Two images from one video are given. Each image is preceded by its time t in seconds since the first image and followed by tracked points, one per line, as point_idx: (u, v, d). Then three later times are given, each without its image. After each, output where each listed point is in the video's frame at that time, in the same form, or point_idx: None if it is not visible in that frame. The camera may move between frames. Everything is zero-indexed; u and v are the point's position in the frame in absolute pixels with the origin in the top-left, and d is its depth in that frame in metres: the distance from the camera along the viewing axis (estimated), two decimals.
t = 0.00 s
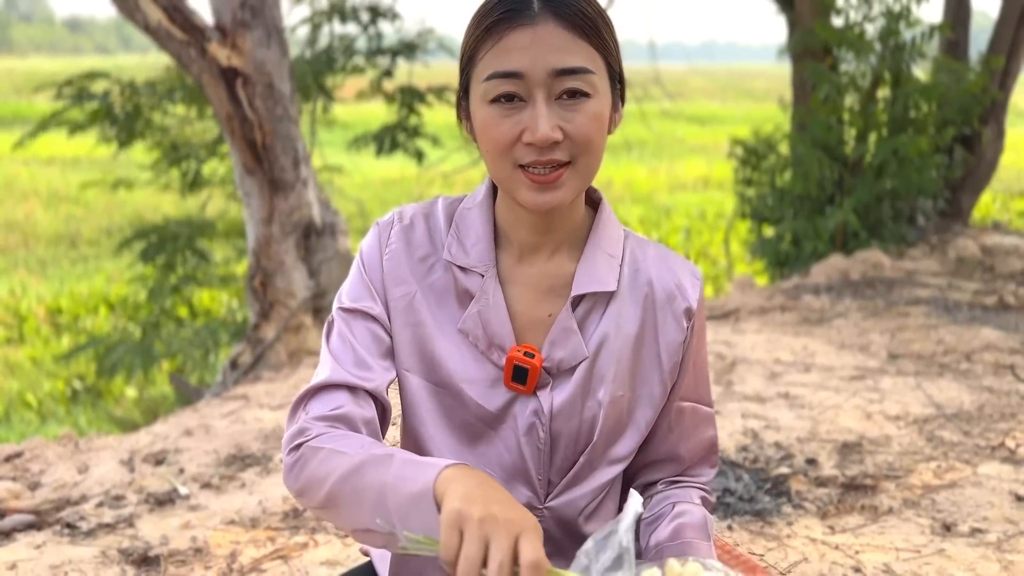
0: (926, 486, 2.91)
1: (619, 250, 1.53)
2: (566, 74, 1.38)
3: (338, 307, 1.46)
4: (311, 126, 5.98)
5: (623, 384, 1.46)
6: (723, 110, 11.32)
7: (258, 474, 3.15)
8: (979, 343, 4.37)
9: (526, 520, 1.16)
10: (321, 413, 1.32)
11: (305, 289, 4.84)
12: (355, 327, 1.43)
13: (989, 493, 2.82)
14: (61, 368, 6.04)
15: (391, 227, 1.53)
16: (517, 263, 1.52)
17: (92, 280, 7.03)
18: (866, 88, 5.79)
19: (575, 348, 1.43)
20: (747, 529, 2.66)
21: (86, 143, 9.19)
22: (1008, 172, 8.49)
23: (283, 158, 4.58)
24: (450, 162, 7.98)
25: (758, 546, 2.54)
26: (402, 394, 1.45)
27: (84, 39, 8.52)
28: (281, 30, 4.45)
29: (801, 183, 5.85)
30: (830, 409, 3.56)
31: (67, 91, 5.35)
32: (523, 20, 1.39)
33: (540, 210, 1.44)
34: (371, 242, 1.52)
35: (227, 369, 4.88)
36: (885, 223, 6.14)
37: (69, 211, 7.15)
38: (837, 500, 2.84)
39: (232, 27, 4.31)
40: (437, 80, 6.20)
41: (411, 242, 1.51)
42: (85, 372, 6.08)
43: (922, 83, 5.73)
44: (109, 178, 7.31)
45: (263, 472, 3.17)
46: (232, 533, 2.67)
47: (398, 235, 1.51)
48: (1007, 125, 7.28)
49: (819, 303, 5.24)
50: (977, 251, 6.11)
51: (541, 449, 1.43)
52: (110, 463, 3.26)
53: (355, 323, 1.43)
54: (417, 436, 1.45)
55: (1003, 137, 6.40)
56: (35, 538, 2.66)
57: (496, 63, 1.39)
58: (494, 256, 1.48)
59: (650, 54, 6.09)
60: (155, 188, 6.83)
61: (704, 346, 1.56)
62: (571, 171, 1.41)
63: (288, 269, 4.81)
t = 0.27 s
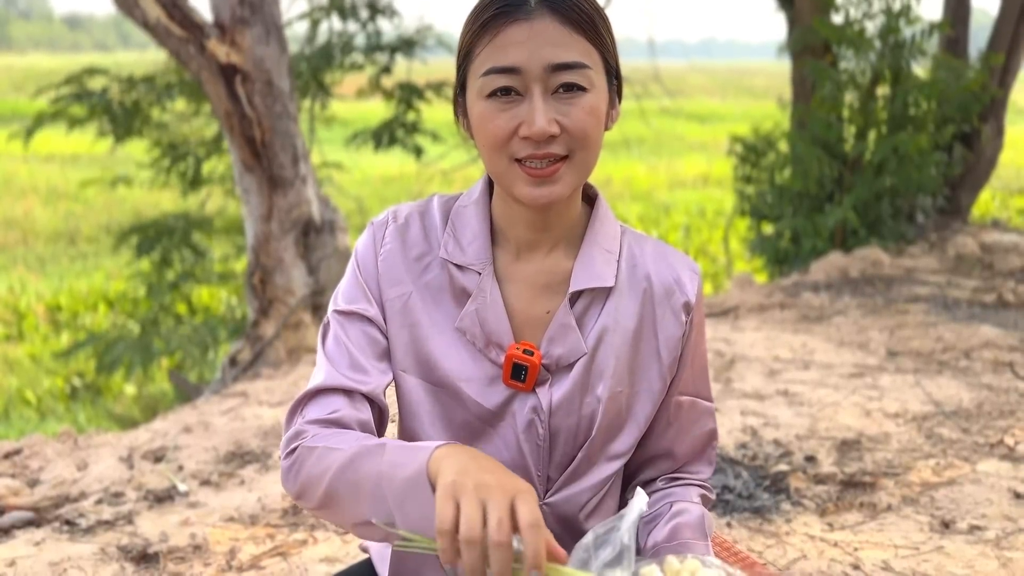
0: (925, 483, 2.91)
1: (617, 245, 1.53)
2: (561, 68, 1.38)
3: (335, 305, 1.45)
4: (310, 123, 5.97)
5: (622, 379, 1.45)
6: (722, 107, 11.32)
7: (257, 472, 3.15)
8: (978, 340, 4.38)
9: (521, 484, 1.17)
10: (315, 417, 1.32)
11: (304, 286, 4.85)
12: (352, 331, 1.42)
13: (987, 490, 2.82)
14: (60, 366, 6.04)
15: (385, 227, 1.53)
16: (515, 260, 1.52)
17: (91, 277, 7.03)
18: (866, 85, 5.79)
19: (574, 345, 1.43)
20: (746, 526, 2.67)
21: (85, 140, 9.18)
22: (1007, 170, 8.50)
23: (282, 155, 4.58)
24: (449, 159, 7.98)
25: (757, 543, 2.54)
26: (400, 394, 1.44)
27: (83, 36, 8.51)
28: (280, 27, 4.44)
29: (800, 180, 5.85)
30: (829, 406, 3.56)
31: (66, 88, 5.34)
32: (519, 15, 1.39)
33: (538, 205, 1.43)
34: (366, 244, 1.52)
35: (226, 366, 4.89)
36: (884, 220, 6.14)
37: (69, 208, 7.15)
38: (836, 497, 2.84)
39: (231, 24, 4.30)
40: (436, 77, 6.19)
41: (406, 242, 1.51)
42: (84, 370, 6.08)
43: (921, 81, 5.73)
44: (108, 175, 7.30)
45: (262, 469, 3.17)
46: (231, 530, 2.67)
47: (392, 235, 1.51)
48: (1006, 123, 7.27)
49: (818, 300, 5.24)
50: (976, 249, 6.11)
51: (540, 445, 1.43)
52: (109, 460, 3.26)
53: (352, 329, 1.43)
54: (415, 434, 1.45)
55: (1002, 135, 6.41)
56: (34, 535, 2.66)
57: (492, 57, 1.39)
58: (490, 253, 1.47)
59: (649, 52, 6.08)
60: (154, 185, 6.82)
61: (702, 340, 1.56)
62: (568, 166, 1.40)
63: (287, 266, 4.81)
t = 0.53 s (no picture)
0: (924, 480, 2.91)
1: (615, 243, 1.53)
2: (559, 65, 1.38)
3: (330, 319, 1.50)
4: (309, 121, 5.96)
5: (624, 377, 1.45)
6: (721, 105, 11.32)
7: (256, 469, 3.15)
8: (977, 338, 4.38)
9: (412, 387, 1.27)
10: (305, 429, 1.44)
11: (303, 284, 4.84)
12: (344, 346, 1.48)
13: (986, 487, 2.83)
14: (59, 364, 6.04)
15: (378, 234, 1.53)
16: (512, 260, 1.52)
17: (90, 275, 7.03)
18: (865, 83, 5.78)
19: (575, 343, 1.43)
20: (745, 523, 2.67)
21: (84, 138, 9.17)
22: (1006, 168, 8.50)
23: (281, 153, 4.58)
24: (448, 157, 7.97)
25: (756, 541, 2.54)
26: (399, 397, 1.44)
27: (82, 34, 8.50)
28: (279, 25, 4.43)
29: (800, 179, 5.84)
30: (828, 404, 3.56)
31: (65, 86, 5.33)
32: (515, 13, 1.39)
33: (537, 203, 1.42)
34: (361, 251, 1.53)
35: (225, 364, 4.89)
36: (883, 219, 6.14)
37: (68, 206, 7.15)
38: (835, 494, 2.85)
39: (230, 21, 4.29)
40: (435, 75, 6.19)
41: (400, 246, 1.51)
42: (84, 367, 6.08)
43: (921, 78, 5.73)
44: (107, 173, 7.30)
45: (261, 466, 3.17)
46: (230, 528, 2.67)
47: (386, 240, 1.51)
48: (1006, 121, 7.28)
49: (817, 298, 5.24)
50: (975, 247, 6.12)
51: (543, 443, 1.42)
52: (108, 458, 3.26)
53: (344, 346, 1.48)
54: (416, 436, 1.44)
55: (1001, 133, 6.41)
56: (33, 532, 2.67)
57: (489, 56, 1.39)
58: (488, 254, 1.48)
59: (649, 50, 6.08)
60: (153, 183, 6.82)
61: (703, 335, 1.55)
62: (568, 163, 1.40)
63: (286, 264, 4.80)
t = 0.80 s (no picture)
0: (923, 479, 2.92)
1: (612, 246, 1.50)
2: (557, 66, 1.38)
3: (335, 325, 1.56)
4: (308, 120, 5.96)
5: (618, 383, 1.43)
6: (721, 104, 11.32)
7: (255, 468, 3.15)
8: (976, 337, 4.38)
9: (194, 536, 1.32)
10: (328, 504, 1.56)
11: (303, 282, 4.85)
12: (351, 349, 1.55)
13: (985, 486, 2.83)
14: (59, 362, 6.03)
15: (372, 239, 1.55)
16: (507, 264, 1.52)
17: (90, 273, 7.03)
18: (864, 81, 5.77)
19: (567, 350, 1.41)
20: (743, 522, 2.67)
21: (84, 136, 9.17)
22: (1005, 167, 8.50)
23: (281, 152, 4.57)
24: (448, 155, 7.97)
25: (755, 540, 2.55)
26: (392, 401, 1.47)
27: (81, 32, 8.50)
28: (278, 23, 4.42)
29: (799, 177, 5.84)
30: (827, 402, 3.57)
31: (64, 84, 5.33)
32: (513, 13, 1.39)
33: (533, 205, 1.41)
34: (357, 257, 1.55)
35: (224, 362, 4.90)
36: (882, 217, 6.15)
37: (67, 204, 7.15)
38: (834, 493, 2.85)
39: (229, 19, 4.28)
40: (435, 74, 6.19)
41: (394, 250, 1.52)
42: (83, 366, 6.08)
43: (920, 77, 5.73)
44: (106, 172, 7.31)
45: (261, 465, 3.18)
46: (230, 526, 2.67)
47: (380, 245, 1.53)
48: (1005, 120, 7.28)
49: (816, 297, 5.25)
50: (975, 246, 6.12)
51: (535, 450, 1.41)
52: (107, 456, 3.26)
53: (351, 352, 1.56)
54: (412, 439, 1.46)
55: (1000, 132, 6.41)
56: (32, 531, 2.67)
57: (487, 56, 1.39)
58: (480, 258, 1.48)
59: (649, 48, 6.07)
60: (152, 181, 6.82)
61: (703, 340, 1.52)
62: (565, 164, 1.39)
63: (285, 263, 4.81)
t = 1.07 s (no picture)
0: (922, 478, 2.92)
1: (600, 248, 1.50)
2: (545, 66, 1.37)
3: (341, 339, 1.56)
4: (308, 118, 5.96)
5: (606, 386, 1.42)
6: (721, 104, 11.31)
7: (255, 466, 3.16)
8: (975, 336, 4.39)
9: None
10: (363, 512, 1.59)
11: (302, 281, 4.85)
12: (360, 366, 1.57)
13: (984, 485, 2.83)
14: (59, 360, 6.03)
15: (360, 245, 1.55)
16: (494, 267, 1.52)
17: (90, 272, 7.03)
18: (864, 80, 5.76)
19: (553, 353, 1.41)
20: (743, 520, 2.67)
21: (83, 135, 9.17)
22: (1004, 166, 8.51)
23: (280, 150, 4.57)
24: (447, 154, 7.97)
25: (754, 538, 2.55)
26: (382, 405, 1.48)
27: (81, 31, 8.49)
28: (278, 22, 4.41)
29: (798, 176, 5.84)
30: (827, 401, 3.57)
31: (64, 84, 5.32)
32: (501, 13, 1.38)
33: (518, 206, 1.41)
34: (348, 263, 1.56)
35: (224, 361, 4.90)
36: (882, 216, 6.15)
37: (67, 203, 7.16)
38: (833, 492, 2.85)
39: (229, 18, 4.27)
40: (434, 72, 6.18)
41: (382, 255, 1.53)
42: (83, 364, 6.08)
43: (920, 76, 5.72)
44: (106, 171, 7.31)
45: (260, 463, 3.18)
46: (230, 524, 2.67)
47: (368, 250, 1.53)
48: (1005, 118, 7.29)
49: (816, 296, 5.25)
50: (975, 245, 6.13)
51: (524, 454, 1.41)
52: (107, 454, 3.26)
53: (353, 366, 1.57)
54: (402, 442, 1.46)
55: (1000, 130, 6.40)
56: (32, 529, 2.67)
57: (474, 56, 1.38)
58: (467, 261, 1.48)
59: (648, 47, 6.07)
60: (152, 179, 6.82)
61: (694, 341, 1.51)
62: (550, 167, 1.39)
63: (285, 261, 4.81)
